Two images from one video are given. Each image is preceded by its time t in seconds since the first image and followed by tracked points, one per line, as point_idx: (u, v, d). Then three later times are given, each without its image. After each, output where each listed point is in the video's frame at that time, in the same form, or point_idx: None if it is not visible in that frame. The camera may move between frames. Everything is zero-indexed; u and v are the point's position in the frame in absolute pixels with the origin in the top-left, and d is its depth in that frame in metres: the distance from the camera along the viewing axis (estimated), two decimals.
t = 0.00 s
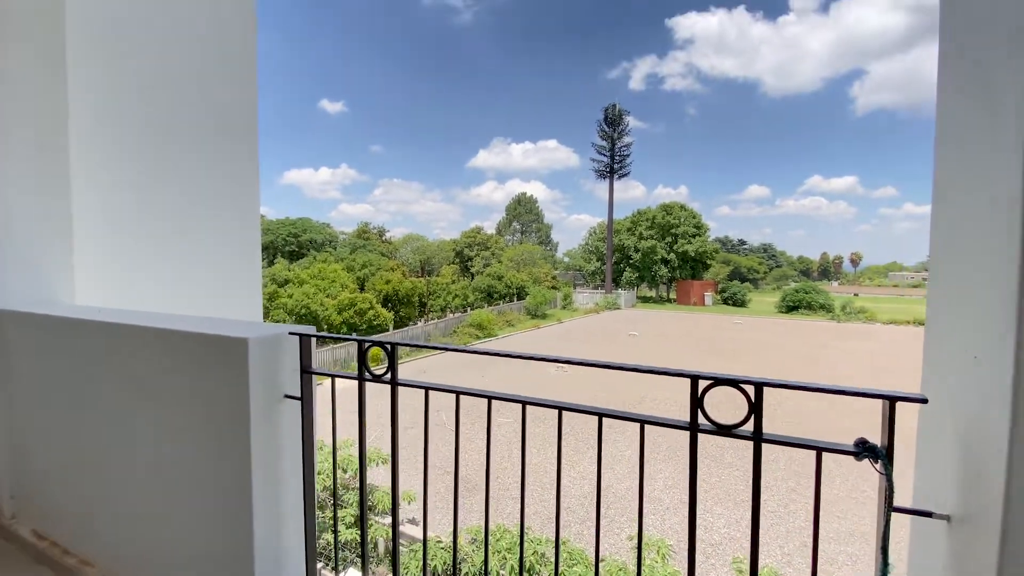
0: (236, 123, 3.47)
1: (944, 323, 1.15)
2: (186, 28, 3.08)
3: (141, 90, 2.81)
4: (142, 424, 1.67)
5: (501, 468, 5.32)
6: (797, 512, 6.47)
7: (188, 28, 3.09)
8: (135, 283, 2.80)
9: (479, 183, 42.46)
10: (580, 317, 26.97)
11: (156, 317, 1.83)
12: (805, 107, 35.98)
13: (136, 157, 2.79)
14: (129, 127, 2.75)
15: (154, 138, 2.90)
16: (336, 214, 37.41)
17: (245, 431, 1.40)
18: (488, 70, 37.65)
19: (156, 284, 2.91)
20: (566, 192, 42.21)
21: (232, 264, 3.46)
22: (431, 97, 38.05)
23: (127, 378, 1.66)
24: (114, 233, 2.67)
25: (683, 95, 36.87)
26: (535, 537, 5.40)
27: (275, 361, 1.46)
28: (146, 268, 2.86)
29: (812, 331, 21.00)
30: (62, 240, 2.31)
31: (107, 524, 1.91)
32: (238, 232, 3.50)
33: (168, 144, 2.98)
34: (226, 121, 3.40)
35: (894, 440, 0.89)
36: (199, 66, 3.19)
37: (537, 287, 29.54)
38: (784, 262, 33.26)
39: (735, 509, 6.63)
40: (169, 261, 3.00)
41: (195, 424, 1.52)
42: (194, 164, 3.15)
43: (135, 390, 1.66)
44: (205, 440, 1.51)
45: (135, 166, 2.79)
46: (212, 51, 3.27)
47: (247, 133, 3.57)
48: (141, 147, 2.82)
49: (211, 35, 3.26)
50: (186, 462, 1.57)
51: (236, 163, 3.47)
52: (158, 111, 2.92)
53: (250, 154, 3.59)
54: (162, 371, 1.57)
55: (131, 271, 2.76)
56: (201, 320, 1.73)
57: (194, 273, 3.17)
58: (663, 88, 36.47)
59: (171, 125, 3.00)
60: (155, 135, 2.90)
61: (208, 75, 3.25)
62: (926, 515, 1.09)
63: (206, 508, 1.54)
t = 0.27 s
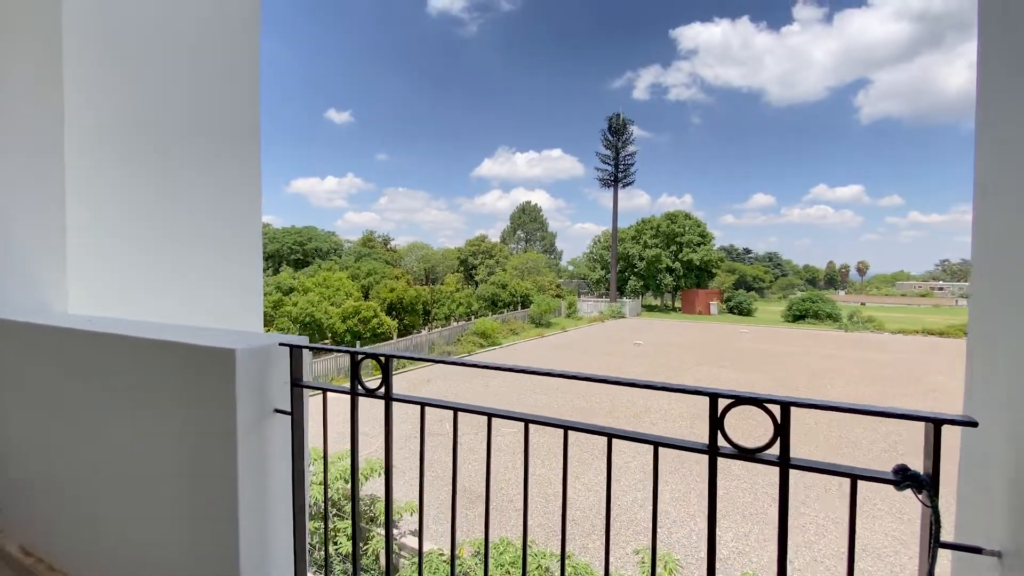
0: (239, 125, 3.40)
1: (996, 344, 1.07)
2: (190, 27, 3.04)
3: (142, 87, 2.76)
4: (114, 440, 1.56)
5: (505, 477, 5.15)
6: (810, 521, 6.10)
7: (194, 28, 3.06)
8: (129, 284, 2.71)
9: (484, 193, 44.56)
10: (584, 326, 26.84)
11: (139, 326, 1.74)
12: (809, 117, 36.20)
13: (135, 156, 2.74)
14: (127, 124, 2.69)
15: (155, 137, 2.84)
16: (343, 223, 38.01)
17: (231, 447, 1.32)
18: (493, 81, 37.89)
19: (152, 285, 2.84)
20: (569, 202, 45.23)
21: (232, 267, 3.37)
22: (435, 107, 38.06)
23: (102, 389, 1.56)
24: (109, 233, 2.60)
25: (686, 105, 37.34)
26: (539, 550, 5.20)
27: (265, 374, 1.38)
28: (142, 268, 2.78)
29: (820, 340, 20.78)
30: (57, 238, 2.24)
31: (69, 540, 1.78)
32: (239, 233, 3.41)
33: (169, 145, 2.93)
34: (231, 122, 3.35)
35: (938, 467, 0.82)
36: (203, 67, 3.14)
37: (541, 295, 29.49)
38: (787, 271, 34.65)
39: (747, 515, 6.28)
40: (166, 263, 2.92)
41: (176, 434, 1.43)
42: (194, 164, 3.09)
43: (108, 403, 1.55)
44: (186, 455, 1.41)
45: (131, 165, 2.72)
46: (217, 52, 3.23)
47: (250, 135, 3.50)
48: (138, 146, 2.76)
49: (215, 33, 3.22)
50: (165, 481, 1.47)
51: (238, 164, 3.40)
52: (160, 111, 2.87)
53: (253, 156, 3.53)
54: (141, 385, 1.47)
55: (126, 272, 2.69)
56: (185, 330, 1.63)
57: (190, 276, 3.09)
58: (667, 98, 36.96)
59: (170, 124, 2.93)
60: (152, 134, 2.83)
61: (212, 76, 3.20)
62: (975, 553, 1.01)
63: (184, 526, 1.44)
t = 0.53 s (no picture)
0: (241, 127, 3.37)
1: None
2: (192, 28, 3.02)
3: (140, 87, 2.73)
4: (95, 451, 1.48)
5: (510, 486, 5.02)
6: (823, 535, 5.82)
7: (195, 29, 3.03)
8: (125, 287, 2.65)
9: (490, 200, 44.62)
10: (590, 333, 26.62)
11: (126, 333, 1.66)
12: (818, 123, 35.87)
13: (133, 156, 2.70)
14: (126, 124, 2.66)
15: (153, 137, 2.80)
16: (350, 231, 39.19)
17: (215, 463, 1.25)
18: (499, 87, 37.64)
19: (148, 289, 2.78)
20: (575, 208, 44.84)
21: (232, 271, 3.31)
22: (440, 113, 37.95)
23: (83, 397, 1.49)
24: (105, 233, 2.55)
25: (693, 112, 37.33)
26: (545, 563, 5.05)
27: (252, 384, 1.30)
28: (138, 271, 2.72)
29: (830, 348, 20.44)
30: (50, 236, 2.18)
31: (46, 552, 1.69)
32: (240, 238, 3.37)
33: (168, 144, 2.89)
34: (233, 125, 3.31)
35: (988, 498, 0.73)
36: (205, 68, 3.11)
37: (547, 302, 29.32)
38: (800, 278, 34.89)
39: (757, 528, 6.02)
40: (164, 266, 2.86)
41: (157, 446, 1.35)
42: (195, 166, 3.05)
43: (90, 411, 1.48)
44: (167, 469, 1.33)
45: (129, 165, 2.68)
46: (219, 53, 3.20)
47: (253, 138, 3.47)
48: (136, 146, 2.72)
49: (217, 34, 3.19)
50: (145, 495, 1.39)
51: (240, 167, 3.36)
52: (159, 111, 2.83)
53: (255, 159, 3.49)
54: (125, 393, 1.40)
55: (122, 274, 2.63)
56: (173, 338, 1.57)
57: (190, 280, 3.03)
58: (673, 105, 36.92)
59: (170, 125, 2.89)
60: (150, 135, 2.79)
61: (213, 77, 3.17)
62: None
63: (162, 540, 1.36)
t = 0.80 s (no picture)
0: (242, 132, 3.34)
1: None
2: (192, 31, 3.00)
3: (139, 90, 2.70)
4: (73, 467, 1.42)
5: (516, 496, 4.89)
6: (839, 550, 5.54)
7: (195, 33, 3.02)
8: (121, 293, 2.61)
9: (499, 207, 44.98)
10: (599, 339, 26.38)
11: (110, 342, 1.58)
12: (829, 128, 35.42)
13: (131, 159, 2.67)
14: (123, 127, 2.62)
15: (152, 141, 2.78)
16: (360, 237, 37.63)
17: (192, 483, 1.17)
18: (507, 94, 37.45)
19: (145, 295, 2.73)
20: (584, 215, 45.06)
21: (232, 278, 3.26)
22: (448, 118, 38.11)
23: (62, 411, 1.43)
24: (100, 237, 2.51)
25: (701, 118, 37.23)
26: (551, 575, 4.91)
27: (234, 399, 1.23)
28: (133, 276, 2.67)
29: (843, 356, 20.07)
30: (44, 239, 2.15)
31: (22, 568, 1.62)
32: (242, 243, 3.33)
33: (167, 148, 2.85)
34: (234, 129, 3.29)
35: None
36: (205, 72, 3.09)
37: (555, 308, 29.14)
38: (811, 285, 34.73)
39: (769, 541, 5.78)
40: (162, 271, 2.82)
41: (135, 464, 1.28)
42: (195, 170, 3.02)
43: (69, 423, 1.42)
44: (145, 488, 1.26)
45: (127, 169, 2.65)
46: (216, 47, 3.15)
47: (255, 142, 3.44)
48: (135, 148, 2.68)
49: (216, 32, 3.16)
50: (122, 514, 1.32)
51: (242, 171, 3.33)
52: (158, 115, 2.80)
53: (257, 164, 3.45)
54: (102, 401, 1.33)
55: (117, 280, 2.59)
56: (157, 349, 1.50)
57: (189, 286, 2.99)
58: (681, 111, 36.88)
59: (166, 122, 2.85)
60: (148, 139, 2.76)
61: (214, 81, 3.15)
62: None
63: (139, 561, 1.29)
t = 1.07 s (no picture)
0: (246, 132, 3.33)
1: None
2: (194, 32, 2.99)
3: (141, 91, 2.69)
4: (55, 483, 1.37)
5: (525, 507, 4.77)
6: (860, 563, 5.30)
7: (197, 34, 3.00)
8: (120, 294, 2.58)
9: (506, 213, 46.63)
10: (608, 345, 26.18)
11: (98, 351, 1.53)
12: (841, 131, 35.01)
13: (133, 161, 2.65)
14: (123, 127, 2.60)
15: (154, 142, 2.76)
16: (369, 244, 39.95)
17: (173, 499, 1.11)
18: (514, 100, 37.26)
19: (146, 297, 2.71)
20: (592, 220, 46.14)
21: (237, 280, 3.25)
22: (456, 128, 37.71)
23: (47, 425, 1.38)
24: (99, 238, 2.48)
25: (710, 123, 37.06)
26: None
27: (218, 411, 1.17)
28: (134, 278, 2.65)
29: (857, 361, 19.71)
30: (43, 240, 2.13)
31: None
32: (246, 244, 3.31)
33: (170, 150, 2.84)
34: (239, 130, 3.28)
35: None
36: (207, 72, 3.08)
37: (564, 314, 29.01)
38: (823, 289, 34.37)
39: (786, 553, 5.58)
40: (164, 272, 2.80)
41: (117, 479, 1.22)
42: (198, 171, 3.00)
43: (53, 436, 1.37)
44: (125, 504, 1.21)
45: (129, 170, 2.64)
46: (217, 48, 3.14)
47: (259, 143, 3.42)
48: (135, 149, 2.67)
49: (217, 33, 3.14)
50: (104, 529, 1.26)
51: (246, 173, 3.32)
52: (160, 116, 2.79)
53: (261, 165, 3.44)
54: (86, 410, 1.28)
55: (117, 282, 2.57)
56: (144, 357, 1.45)
57: (192, 288, 2.96)
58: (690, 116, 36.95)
59: (167, 124, 2.83)
60: (150, 140, 2.74)
61: (217, 82, 3.13)
62: None
63: None
